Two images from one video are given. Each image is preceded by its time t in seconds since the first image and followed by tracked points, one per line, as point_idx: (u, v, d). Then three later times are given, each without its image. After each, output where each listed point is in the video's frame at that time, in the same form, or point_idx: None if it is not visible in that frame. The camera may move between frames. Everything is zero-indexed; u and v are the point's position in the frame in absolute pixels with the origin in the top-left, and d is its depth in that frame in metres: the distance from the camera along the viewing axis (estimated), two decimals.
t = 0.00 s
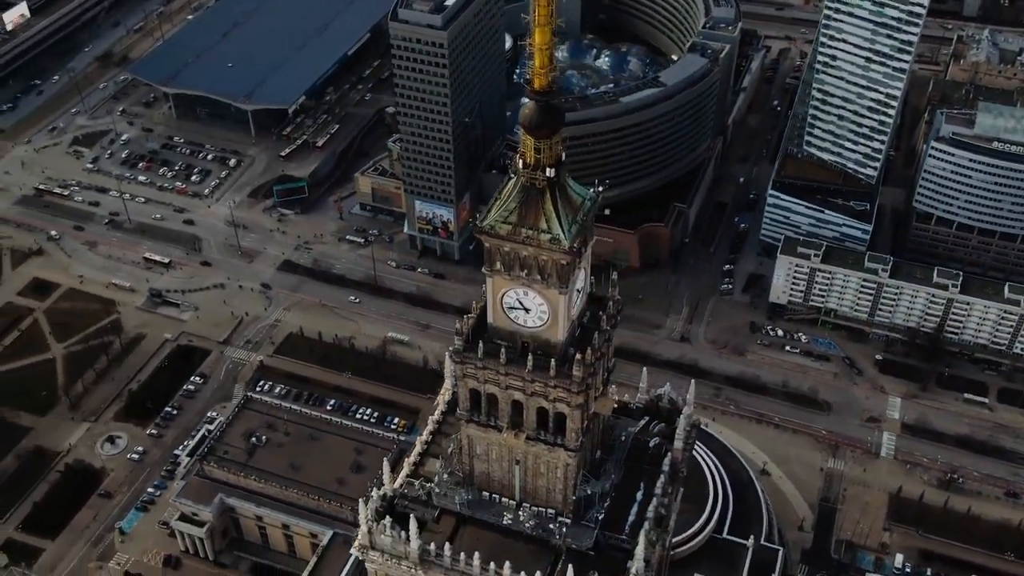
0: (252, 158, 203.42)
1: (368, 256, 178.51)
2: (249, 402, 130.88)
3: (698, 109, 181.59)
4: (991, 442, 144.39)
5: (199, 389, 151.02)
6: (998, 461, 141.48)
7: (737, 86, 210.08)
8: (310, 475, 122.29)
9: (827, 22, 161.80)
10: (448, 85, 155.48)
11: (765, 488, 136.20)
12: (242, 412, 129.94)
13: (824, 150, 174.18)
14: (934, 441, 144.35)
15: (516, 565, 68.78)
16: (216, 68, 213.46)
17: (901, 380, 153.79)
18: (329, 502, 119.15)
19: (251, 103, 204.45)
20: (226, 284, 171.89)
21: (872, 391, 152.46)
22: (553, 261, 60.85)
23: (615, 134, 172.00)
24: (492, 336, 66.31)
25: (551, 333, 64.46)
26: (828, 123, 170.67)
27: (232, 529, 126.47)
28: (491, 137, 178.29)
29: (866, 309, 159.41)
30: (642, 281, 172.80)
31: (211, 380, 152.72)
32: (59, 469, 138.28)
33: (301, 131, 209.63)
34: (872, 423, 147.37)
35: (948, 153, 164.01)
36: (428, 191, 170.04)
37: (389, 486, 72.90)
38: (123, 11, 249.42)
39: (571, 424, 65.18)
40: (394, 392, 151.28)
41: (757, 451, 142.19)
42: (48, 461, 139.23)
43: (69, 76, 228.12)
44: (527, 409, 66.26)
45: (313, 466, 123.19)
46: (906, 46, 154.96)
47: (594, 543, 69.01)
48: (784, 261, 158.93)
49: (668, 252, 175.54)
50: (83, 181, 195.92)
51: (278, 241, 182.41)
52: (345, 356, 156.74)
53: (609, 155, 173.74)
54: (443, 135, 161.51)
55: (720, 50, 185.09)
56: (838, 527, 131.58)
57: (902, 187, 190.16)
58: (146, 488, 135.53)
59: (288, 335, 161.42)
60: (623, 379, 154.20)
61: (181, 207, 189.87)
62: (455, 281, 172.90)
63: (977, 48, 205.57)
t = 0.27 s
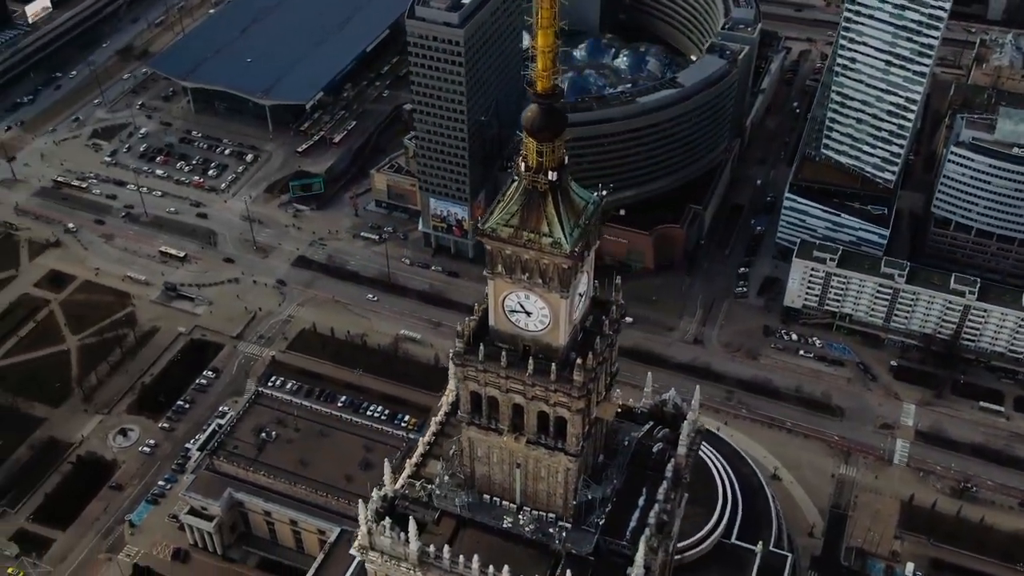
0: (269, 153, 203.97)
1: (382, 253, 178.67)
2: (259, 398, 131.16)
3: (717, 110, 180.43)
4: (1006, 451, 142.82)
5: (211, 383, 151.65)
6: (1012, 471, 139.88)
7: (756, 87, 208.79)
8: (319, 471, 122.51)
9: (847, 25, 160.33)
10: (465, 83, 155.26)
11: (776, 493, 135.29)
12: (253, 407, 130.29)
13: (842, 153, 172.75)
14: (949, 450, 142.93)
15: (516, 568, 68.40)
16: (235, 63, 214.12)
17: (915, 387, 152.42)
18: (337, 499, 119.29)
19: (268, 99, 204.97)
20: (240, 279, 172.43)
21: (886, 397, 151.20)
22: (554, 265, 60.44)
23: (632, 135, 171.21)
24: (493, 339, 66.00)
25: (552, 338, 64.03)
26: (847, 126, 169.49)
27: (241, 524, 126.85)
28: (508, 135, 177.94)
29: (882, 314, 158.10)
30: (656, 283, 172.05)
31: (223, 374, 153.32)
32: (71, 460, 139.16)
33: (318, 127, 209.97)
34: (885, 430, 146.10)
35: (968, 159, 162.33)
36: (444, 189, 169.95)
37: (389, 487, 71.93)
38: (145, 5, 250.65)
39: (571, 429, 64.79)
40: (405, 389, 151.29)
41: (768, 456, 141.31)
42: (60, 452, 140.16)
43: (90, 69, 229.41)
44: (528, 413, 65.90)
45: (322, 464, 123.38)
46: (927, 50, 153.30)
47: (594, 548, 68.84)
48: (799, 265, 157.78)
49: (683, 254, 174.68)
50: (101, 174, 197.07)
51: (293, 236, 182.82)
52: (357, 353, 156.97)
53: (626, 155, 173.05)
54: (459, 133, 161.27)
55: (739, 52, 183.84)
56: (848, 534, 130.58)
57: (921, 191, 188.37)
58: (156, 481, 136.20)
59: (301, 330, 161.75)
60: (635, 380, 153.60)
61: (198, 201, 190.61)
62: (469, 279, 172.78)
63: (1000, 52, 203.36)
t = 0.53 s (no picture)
0: (285, 149, 204.42)
1: (395, 250, 178.76)
2: (270, 393, 131.47)
3: (734, 112, 179.47)
4: (1020, 460, 141.36)
5: (223, 377, 152.23)
6: None
7: (775, 89, 207.50)
8: (327, 468, 122.68)
9: (867, 27, 158.91)
10: (480, 82, 155.03)
11: (785, 498, 134.46)
12: (263, 402, 130.63)
13: (860, 157, 171.47)
14: (962, 457, 141.60)
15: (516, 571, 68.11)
16: (253, 59, 214.66)
17: (929, 394, 151.06)
18: (345, 496, 119.47)
19: (286, 94, 205.61)
20: (254, 274, 172.94)
21: (900, 403, 149.97)
22: (555, 268, 60.13)
23: (648, 135, 170.52)
24: (493, 342, 65.75)
25: (552, 342, 63.71)
26: (865, 129, 168.15)
27: (249, 519, 127.24)
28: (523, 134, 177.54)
29: (897, 320, 156.81)
30: (669, 285, 171.32)
31: (235, 369, 153.89)
32: (83, 452, 140.03)
33: (334, 123, 210.36)
34: (898, 436, 144.91)
35: (987, 164, 161.25)
36: (457, 187, 169.88)
37: (389, 488, 71.80)
38: None
39: (571, 433, 64.51)
40: (416, 386, 151.28)
41: (778, 460, 140.47)
42: (72, 444, 141.08)
43: (109, 62, 230.66)
44: (528, 417, 65.65)
45: (331, 460, 123.54)
46: (947, 53, 151.75)
47: (594, 553, 68.28)
48: (813, 269, 156.66)
49: (697, 256, 173.77)
50: (119, 167, 198.13)
51: (307, 232, 183.20)
52: (369, 350, 157.17)
53: (641, 156, 172.42)
54: (473, 131, 161.12)
55: (756, 54, 182.65)
56: (858, 541, 129.61)
57: (939, 196, 186.72)
58: (166, 475, 136.86)
59: (313, 326, 162.10)
60: (646, 382, 152.98)
61: (213, 195, 191.34)
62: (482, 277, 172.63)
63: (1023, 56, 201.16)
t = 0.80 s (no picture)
0: (304, 144, 204.93)
1: (412, 247, 178.80)
2: (282, 388, 131.80)
3: (755, 113, 177.98)
4: None
5: (237, 372, 152.90)
6: None
7: (796, 91, 205.91)
8: (338, 464, 122.85)
9: (890, 31, 157.14)
10: (498, 80, 154.51)
11: (796, 505, 133.44)
12: (275, 398, 130.98)
13: (880, 161, 169.99)
14: (978, 467, 140.02)
15: None
16: (274, 54, 215.26)
17: (946, 403, 149.48)
18: (355, 493, 119.57)
19: (306, 90, 206.04)
20: (270, 269, 173.52)
21: (916, 411, 148.47)
22: (556, 273, 59.81)
23: (667, 136, 169.51)
24: (494, 346, 65.51)
25: (553, 346, 63.35)
26: (886, 134, 166.66)
27: (259, 513, 127.71)
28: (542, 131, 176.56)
29: (915, 327, 155.23)
30: (686, 287, 170.45)
31: (250, 364, 154.49)
32: (97, 443, 141.05)
33: (354, 119, 210.70)
34: (913, 444, 143.49)
35: (1010, 172, 159.88)
36: (474, 186, 169.81)
37: (390, 489, 71.65)
38: None
39: (572, 439, 64.19)
40: (429, 384, 151.26)
41: (791, 466, 139.44)
42: (86, 435, 142.15)
43: (133, 55, 232.09)
44: (529, 421, 65.37)
45: (342, 456, 123.72)
46: (971, 59, 149.96)
47: (593, 560, 67.79)
48: (831, 274, 155.33)
49: (714, 259, 172.73)
50: (139, 160, 199.36)
51: (324, 228, 183.58)
52: (383, 347, 157.36)
53: (660, 156, 171.40)
54: (491, 130, 160.88)
55: (777, 56, 181.12)
56: (869, 550, 128.49)
57: (962, 202, 184.67)
58: (179, 467, 137.60)
59: (328, 322, 162.43)
60: (659, 385, 152.28)
61: (232, 189, 192.14)
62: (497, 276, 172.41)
63: None
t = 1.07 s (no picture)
0: (322, 141, 205.29)
1: (427, 245, 178.78)
2: (294, 384, 132.04)
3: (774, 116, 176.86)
4: None
5: (250, 367, 153.45)
6: None
7: (817, 94, 204.35)
8: (347, 461, 122.99)
9: (911, 35, 155.62)
10: (515, 80, 154.24)
11: (807, 512, 132.53)
12: (286, 394, 131.28)
13: (901, 167, 168.42)
14: (993, 477, 138.48)
15: None
16: (293, 50, 215.70)
17: (962, 411, 147.92)
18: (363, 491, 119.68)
19: (325, 87, 206.37)
20: (286, 265, 173.96)
21: (931, 419, 147.04)
22: (557, 278, 59.40)
23: (685, 138, 168.72)
24: (496, 349, 65.26)
25: (555, 351, 63.03)
26: (906, 138, 165.13)
27: (268, 509, 128.06)
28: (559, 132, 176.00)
29: (931, 334, 153.75)
30: (701, 290, 169.59)
31: (263, 359, 154.99)
32: (109, 436, 141.96)
33: (372, 117, 210.92)
34: (927, 453, 142.10)
35: None
36: (491, 185, 169.63)
37: (391, 491, 71.79)
38: None
39: (572, 444, 63.83)
40: (441, 383, 151.12)
41: (803, 473, 138.47)
42: (100, 427, 143.09)
43: (154, 49, 233.30)
44: (529, 426, 65.07)
45: (351, 454, 123.85)
46: (993, 64, 148.27)
47: (593, 566, 67.38)
48: (847, 279, 154.08)
49: (730, 262, 171.79)
50: (158, 155, 200.39)
51: (340, 225, 183.87)
52: (395, 344, 157.44)
53: (678, 159, 170.62)
54: (508, 129, 160.64)
55: (797, 59, 179.71)
56: (880, 559, 127.38)
57: (983, 208, 182.65)
58: (190, 461, 138.27)
59: (342, 319, 162.65)
60: (671, 388, 151.58)
61: (249, 185, 192.81)
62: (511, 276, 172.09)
63: None
